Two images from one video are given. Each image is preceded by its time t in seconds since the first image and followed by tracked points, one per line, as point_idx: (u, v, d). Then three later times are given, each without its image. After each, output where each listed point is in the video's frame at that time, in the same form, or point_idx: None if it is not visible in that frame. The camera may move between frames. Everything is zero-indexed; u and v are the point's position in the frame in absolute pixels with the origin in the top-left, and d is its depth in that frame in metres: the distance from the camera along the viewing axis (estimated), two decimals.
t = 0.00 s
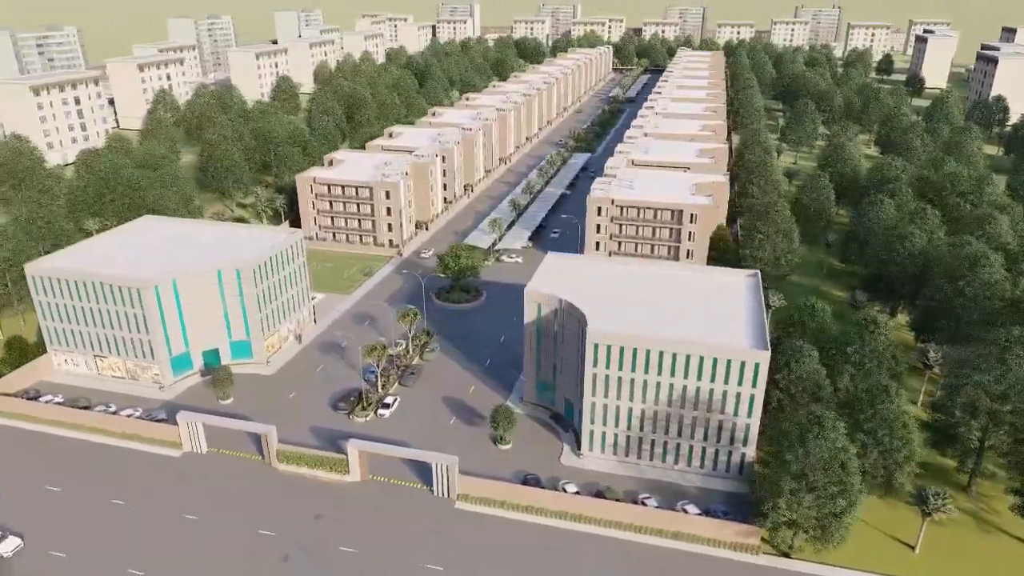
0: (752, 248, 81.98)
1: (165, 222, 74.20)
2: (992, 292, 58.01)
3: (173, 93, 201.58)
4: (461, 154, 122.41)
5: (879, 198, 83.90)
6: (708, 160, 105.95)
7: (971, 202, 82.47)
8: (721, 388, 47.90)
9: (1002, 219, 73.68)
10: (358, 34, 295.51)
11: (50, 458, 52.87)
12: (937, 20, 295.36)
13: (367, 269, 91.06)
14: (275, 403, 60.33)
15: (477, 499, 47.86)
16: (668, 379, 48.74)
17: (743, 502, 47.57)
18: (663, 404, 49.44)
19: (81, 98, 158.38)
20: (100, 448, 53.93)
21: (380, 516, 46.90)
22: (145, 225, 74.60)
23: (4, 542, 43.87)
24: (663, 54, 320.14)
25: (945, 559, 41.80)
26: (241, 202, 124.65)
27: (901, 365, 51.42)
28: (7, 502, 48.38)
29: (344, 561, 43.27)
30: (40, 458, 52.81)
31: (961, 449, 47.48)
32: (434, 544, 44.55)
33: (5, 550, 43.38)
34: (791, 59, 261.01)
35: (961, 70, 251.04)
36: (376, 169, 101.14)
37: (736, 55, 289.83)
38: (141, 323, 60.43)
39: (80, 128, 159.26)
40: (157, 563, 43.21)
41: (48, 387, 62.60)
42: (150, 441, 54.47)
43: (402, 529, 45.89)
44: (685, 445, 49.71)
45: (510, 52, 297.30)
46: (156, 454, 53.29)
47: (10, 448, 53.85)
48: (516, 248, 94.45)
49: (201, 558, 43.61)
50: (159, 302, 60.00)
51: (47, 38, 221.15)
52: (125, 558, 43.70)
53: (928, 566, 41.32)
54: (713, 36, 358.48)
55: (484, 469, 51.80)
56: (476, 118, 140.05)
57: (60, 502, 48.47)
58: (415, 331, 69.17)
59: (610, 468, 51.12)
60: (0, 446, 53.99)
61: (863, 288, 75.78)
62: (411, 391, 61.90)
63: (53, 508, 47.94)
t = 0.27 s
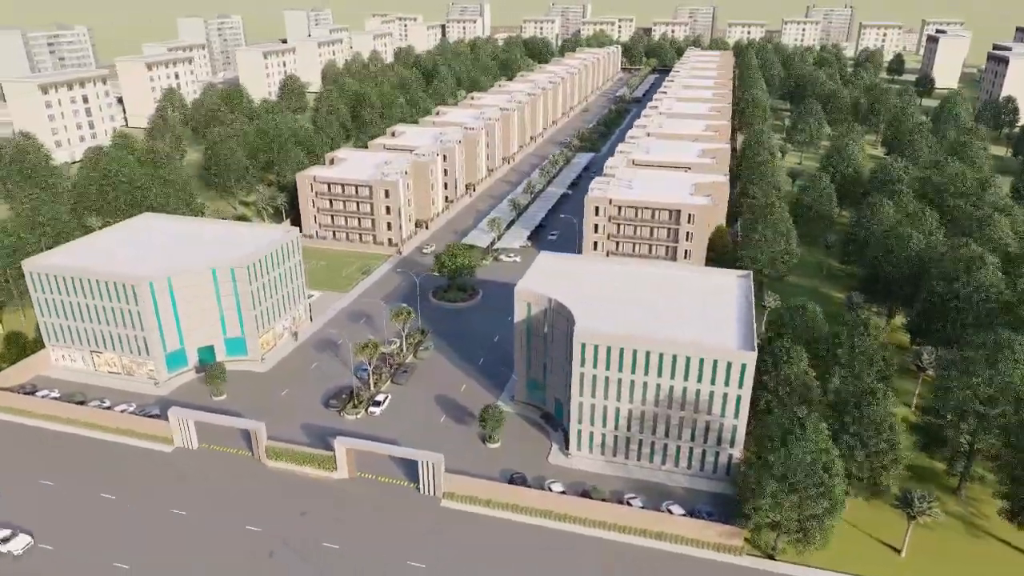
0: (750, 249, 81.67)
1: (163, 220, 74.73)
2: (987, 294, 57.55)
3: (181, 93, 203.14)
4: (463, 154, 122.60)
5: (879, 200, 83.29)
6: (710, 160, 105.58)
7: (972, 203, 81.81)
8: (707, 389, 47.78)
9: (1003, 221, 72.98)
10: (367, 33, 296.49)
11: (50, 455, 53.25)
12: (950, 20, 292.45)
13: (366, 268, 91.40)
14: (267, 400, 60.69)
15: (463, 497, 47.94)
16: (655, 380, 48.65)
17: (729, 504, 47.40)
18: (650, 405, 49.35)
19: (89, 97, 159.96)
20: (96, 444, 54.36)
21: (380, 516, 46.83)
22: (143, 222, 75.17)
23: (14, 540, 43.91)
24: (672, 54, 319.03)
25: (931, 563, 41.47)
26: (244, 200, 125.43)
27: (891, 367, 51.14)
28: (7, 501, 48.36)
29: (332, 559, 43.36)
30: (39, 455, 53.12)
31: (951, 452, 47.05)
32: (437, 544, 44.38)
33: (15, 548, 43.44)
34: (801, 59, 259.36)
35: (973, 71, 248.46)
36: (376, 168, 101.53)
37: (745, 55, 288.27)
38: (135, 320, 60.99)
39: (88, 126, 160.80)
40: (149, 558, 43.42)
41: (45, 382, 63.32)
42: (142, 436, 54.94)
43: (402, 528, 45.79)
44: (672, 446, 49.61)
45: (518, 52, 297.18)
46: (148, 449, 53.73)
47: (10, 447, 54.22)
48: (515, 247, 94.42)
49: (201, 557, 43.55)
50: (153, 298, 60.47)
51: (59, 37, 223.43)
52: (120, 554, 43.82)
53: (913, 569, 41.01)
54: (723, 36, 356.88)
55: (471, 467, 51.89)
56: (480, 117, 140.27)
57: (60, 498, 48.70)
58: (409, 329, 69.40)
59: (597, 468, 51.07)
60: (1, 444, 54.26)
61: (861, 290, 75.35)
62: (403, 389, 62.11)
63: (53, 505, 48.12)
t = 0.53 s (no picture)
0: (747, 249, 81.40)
1: (161, 217, 75.20)
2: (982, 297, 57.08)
3: (189, 91, 204.45)
4: (465, 153, 122.70)
5: (879, 201, 82.71)
6: (711, 160, 105.11)
7: (973, 205, 81.11)
8: (693, 389, 47.68)
9: (1002, 223, 72.29)
10: (375, 33, 297.26)
11: (53, 451, 53.40)
12: (963, 19, 289.35)
13: (364, 267, 91.72)
14: (260, 397, 61.06)
15: (447, 495, 48.08)
16: (642, 380, 48.61)
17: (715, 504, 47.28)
18: (637, 405, 49.33)
19: (97, 95, 161.31)
20: (91, 440, 54.77)
21: (383, 516, 46.75)
22: (142, 219, 75.68)
23: (23, 538, 44.01)
24: (681, 53, 317.78)
25: (916, 566, 41.23)
26: (247, 198, 126.16)
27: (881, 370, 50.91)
28: (6, 501, 48.21)
29: (323, 557, 43.45)
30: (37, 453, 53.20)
31: (940, 455, 46.69)
32: (439, 544, 44.34)
33: (25, 546, 43.59)
34: (810, 59, 257.59)
35: (985, 71, 245.65)
36: (376, 167, 101.90)
37: (754, 55, 286.72)
38: (131, 316, 61.57)
39: (96, 125, 162.24)
40: (147, 558, 43.37)
41: (42, 377, 64.07)
42: (134, 431, 55.40)
43: (405, 528, 45.71)
44: (659, 446, 49.54)
45: (526, 51, 297.06)
46: (140, 444, 54.21)
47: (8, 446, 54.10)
48: (513, 246, 94.45)
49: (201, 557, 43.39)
50: (148, 295, 60.98)
51: (69, 36, 225.30)
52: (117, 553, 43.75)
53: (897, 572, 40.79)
54: (733, 36, 355.19)
55: (459, 465, 51.99)
56: (483, 116, 140.45)
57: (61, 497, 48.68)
58: (403, 327, 69.67)
59: (584, 468, 51.11)
60: None
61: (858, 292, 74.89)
62: (394, 387, 62.35)
63: (54, 503, 48.10)
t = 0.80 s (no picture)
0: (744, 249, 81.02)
1: (159, 214, 75.83)
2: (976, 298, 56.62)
3: (197, 90, 205.90)
4: (467, 153, 122.84)
5: (879, 201, 82.10)
6: (712, 160, 104.73)
7: (975, 206, 80.37)
8: (680, 390, 47.58)
9: (1002, 225, 71.57)
10: (384, 31, 297.96)
11: (55, 449, 53.65)
12: (977, 19, 286.23)
13: (363, 265, 92.07)
14: (253, 393, 61.50)
15: (433, 492, 48.26)
16: (628, 380, 48.57)
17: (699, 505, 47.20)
18: (624, 405, 49.29)
19: (105, 93, 162.69)
20: (87, 435, 55.24)
21: (376, 514, 46.79)
22: (140, 216, 76.36)
23: (33, 537, 44.06)
24: (690, 52, 316.45)
25: (899, 569, 40.99)
26: (250, 196, 126.89)
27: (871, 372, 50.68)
28: (6, 501, 48.20)
29: (314, 554, 43.59)
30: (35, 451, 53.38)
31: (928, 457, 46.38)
32: (433, 543, 44.35)
33: (35, 544, 43.64)
34: (820, 59, 255.73)
35: (998, 71, 242.92)
36: (376, 165, 102.27)
37: (764, 54, 285.07)
38: (126, 312, 62.14)
39: (104, 123, 163.62)
40: (146, 556, 43.49)
41: (40, 372, 64.83)
42: (126, 426, 55.94)
43: (398, 526, 45.76)
44: (645, 446, 49.50)
45: (535, 50, 296.84)
46: (131, 439, 54.79)
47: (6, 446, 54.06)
48: (512, 245, 94.49)
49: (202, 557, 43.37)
50: (143, 291, 61.55)
51: (80, 35, 227.18)
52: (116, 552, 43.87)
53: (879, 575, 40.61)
54: (743, 35, 353.28)
55: (446, 463, 52.16)
56: (486, 115, 140.54)
57: (64, 495, 48.83)
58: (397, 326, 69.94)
59: (571, 467, 51.15)
60: None
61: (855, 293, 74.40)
62: (386, 385, 62.62)
63: (56, 502, 48.17)
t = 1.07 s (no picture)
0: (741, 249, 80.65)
1: (157, 212, 76.46)
2: (969, 301, 56.22)
3: (205, 88, 207.26)
4: (468, 152, 123.05)
5: (878, 202, 81.51)
6: (713, 160, 104.33)
7: (976, 207, 79.71)
8: (665, 390, 47.48)
9: (1002, 227, 70.88)
10: (392, 30, 298.67)
11: (59, 446, 53.99)
12: (991, 19, 283.01)
13: (361, 264, 92.46)
14: (246, 390, 61.93)
15: (418, 490, 48.45)
16: (614, 380, 48.47)
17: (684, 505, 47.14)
18: (610, 405, 49.21)
19: (113, 92, 164.14)
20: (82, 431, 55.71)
21: (371, 514, 46.84)
22: (139, 214, 77.02)
23: (40, 536, 44.10)
24: (699, 52, 314.99)
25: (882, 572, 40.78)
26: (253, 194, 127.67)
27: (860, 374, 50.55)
28: (6, 501, 48.14)
29: (306, 552, 43.81)
30: (35, 449, 53.52)
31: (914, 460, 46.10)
32: (429, 543, 44.37)
33: (43, 543, 43.69)
34: (830, 58, 253.87)
35: (1011, 72, 240.20)
36: (376, 164, 102.66)
37: (773, 54, 283.39)
38: (121, 308, 62.73)
39: (111, 120, 165.07)
40: (146, 553, 43.63)
41: (37, 367, 65.59)
42: (118, 421, 56.53)
43: (393, 525, 45.81)
44: (631, 446, 49.43)
45: (543, 49, 296.61)
46: (124, 434, 55.36)
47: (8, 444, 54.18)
48: (510, 244, 94.48)
49: (204, 556, 43.46)
50: (139, 288, 62.13)
51: (91, 33, 229.14)
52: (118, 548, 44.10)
53: None
54: (754, 34, 351.21)
55: (434, 461, 52.33)
56: (489, 114, 140.60)
57: (68, 493, 48.95)
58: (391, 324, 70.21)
59: (557, 466, 51.20)
60: None
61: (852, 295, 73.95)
62: (378, 383, 62.88)
63: (60, 500, 48.25)
